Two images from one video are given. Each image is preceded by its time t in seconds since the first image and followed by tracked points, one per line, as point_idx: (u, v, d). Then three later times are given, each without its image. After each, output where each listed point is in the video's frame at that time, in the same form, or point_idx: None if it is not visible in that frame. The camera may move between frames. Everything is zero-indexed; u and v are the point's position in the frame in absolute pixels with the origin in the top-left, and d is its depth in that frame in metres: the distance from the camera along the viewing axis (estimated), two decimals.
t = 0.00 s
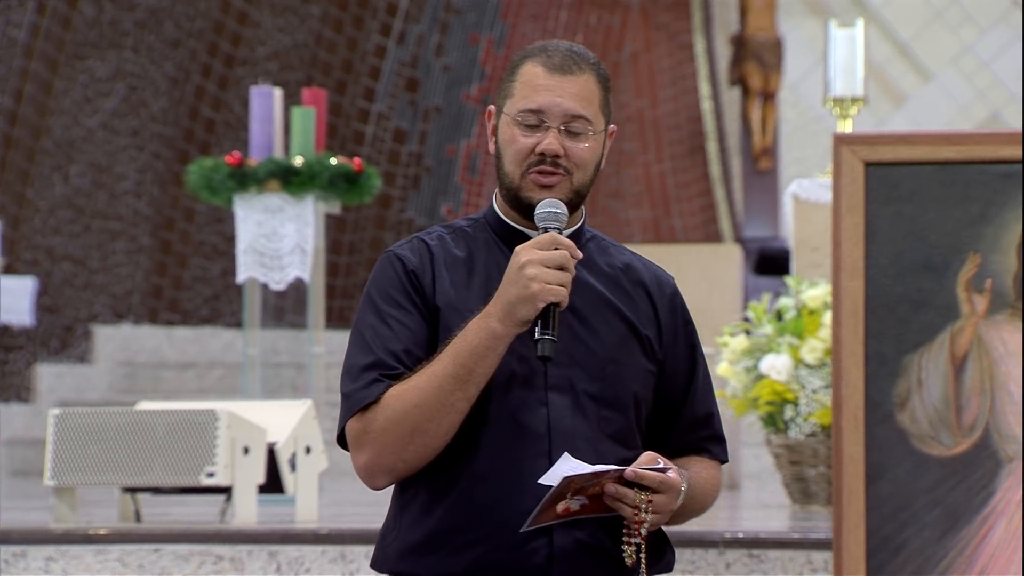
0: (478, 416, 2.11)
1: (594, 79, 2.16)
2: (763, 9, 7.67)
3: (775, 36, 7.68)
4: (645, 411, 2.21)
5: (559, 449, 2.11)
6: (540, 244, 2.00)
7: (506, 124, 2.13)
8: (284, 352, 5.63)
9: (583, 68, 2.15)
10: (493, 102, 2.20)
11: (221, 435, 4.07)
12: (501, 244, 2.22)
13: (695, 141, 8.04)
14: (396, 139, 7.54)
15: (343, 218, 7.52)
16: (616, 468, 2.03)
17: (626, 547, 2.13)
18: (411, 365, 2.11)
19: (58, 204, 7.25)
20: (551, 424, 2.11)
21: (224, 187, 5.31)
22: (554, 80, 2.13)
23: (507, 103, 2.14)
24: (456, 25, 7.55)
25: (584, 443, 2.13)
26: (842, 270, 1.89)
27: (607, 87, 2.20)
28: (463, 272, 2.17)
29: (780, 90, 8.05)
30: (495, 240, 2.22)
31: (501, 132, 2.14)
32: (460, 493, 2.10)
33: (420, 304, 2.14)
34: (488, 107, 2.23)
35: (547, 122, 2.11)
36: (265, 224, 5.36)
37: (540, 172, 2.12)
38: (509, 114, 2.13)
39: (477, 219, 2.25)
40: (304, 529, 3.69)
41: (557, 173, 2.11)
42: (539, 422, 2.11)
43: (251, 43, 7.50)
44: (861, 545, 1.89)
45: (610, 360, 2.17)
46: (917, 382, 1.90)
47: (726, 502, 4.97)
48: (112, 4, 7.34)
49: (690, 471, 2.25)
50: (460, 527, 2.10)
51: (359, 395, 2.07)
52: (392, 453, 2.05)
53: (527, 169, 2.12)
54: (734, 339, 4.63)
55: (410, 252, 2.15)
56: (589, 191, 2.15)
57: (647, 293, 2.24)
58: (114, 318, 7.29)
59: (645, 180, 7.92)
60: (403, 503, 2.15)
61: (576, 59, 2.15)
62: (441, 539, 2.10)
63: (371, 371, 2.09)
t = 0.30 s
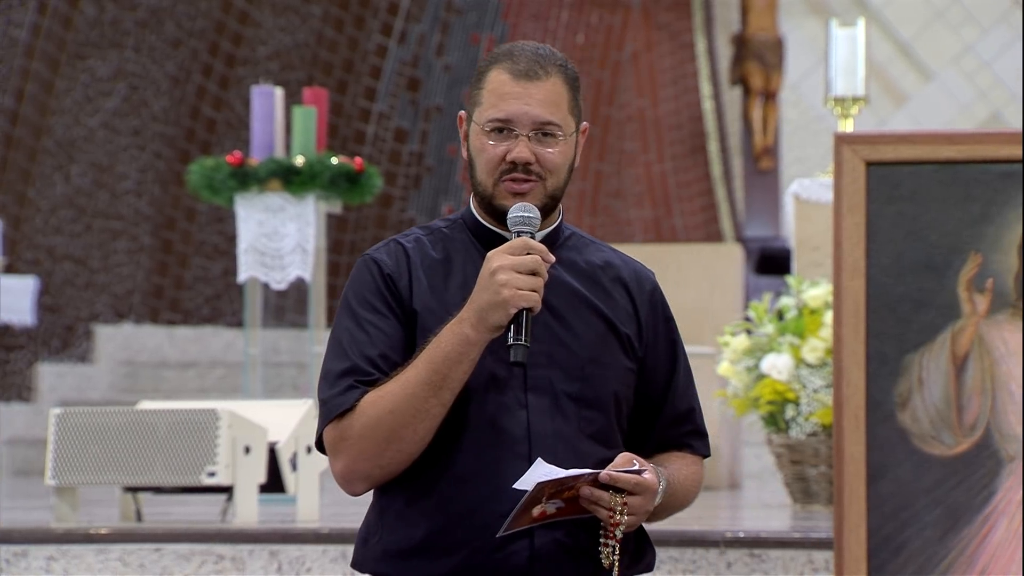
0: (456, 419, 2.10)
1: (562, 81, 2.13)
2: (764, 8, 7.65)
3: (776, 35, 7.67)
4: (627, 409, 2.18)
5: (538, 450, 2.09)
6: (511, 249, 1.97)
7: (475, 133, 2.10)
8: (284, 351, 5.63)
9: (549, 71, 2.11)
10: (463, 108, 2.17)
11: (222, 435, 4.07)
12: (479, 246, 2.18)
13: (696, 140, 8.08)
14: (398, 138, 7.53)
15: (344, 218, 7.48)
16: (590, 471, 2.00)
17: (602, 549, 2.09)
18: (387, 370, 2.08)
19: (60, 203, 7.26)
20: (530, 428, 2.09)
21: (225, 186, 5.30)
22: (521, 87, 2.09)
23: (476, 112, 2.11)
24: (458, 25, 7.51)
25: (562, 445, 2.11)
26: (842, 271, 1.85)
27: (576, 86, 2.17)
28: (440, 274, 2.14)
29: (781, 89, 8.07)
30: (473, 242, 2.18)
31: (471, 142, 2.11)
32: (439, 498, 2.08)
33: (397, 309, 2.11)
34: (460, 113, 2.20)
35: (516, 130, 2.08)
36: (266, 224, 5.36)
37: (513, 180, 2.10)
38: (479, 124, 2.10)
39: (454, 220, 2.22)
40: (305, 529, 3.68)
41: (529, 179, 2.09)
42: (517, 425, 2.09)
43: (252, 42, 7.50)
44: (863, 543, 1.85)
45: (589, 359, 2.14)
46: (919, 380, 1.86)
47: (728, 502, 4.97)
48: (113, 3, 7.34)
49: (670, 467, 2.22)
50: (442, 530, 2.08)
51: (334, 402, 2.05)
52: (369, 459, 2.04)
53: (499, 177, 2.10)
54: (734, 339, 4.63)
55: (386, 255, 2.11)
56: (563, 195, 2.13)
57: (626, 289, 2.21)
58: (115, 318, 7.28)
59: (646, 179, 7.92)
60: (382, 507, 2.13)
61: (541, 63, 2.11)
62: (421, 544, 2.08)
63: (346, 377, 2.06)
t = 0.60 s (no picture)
0: (446, 420, 2.07)
1: (538, 74, 2.09)
2: (764, 8, 7.64)
3: (776, 35, 7.66)
4: (617, 407, 2.16)
5: (528, 451, 2.06)
6: (496, 247, 1.93)
7: (455, 133, 2.06)
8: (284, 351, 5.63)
9: (524, 65, 2.08)
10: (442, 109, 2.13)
11: (222, 434, 4.07)
12: (465, 246, 2.16)
13: (696, 140, 8.07)
14: (398, 138, 7.54)
15: (344, 217, 7.49)
16: (581, 473, 1.96)
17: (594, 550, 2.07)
18: (378, 373, 2.06)
19: (60, 203, 7.25)
20: (520, 428, 2.06)
21: (225, 186, 5.30)
22: (497, 83, 2.06)
23: (454, 112, 2.07)
24: (458, 25, 7.50)
25: (554, 445, 2.08)
26: (842, 271, 1.82)
27: (554, 78, 2.13)
28: (428, 275, 2.12)
29: (780, 90, 8.07)
30: (460, 241, 2.16)
31: (451, 142, 2.07)
32: (430, 500, 2.05)
33: (386, 311, 2.08)
34: (438, 116, 2.16)
35: (496, 126, 2.04)
36: (266, 223, 5.36)
37: (497, 177, 2.05)
38: (458, 123, 2.06)
39: (441, 220, 2.20)
40: (305, 528, 3.68)
41: (513, 174, 2.05)
42: (507, 426, 2.06)
43: (252, 42, 7.51)
44: (863, 544, 1.82)
45: (578, 358, 2.11)
46: (919, 380, 1.83)
47: (729, 501, 4.97)
48: (114, 3, 7.34)
49: (661, 465, 2.20)
50: (433, 531, 2.05)
51: (326, 405, 2.02)
52: (361, 462, 2.01)
53: (483, 174, 2.06)
54: (734, 338, 4.63)
55: (375, 257, 2.09)
56: (549, 189, 2.08)
57: (613, 286, 2.19)
58: (115, 318, 7.28)
59: (646, 179, 7.94)
60: (375, 509, 2.10)
61: (516, 57, 2.07)
62: (415, 546, 2.05)
63: (337, 380, 2.04)
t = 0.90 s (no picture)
0: (442, 420, 2.07)
1: (525, 71, 2.09)
2: (764, 7, 7.63)
3: (776, 35, 7.65)
4: (615, 405, 2.15)
5: (525, 448, 2.06)
6: (488, 245, 1.93)
7: (444, 134, 2.06)
8: (284, 351, 5.64)
9: (510, 62, 2.08)
10: (431, 111, 2.13)
11: (222, 434, 4.07)
12: (460, 246, 2.15)
13: (696, 140, 8.07)
14: (398, 138, 7.54)
15: (344, 217, 7.48)
16: (572, 468, 1.96)
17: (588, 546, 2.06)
18: (374, 374, 2.06)
19: (59, 203, 7.25)
20: (515, 427, 2.06)
21: (225, 186, 5.30)
22: (485, 82, 2.05)
23: (442, 113, 2.07)
24: (458, 24, 7.49)
25: (551, 443, 2.08)
26: (841, 270, 1.73)
27: (541, 75, 2.13)
28: (423, 276, 2.12)
29: (780, 89, 8.07)
30: (455, 241, 2.16)
31: (441, 142, 2.07)
32: (427, 500, 2.05)
33: (381, 312, 2.08)
34: (427, 116, 2.16)
35: (484, 125, 2.04)
36: (266, 223, 5.36)
37: (488, 175, 2.05)
38: (446, 124, 2.06)
39: (436, 221, 2.20)
40: (305, 528, 3.68)
41: (503, 172, 2.05)
42: (503, 424, 2.06)
43: (252, 42, 7.51)
44: (864, 543, 1.72)
45: (574, 356, 2.11)
46: (919, 380, 1.74)
47: (730, 501, 4.97)
48: (114, 3, 7.34)
49: (661, 460, 2.20)
50: (431, 531, 2.05)
51: (322, 407, 2.02)
52: (359, 463, 2.01)
53: (474, 173, 2.05)
54: (734, 338, 4.63)
55: (369, 260, 2.09)
56: (540, 186, 2.08)
57: (610, 283, 2.19)
58: (115, 318, 7.28)
59: (646, 178, 7.94)
60: (374, 511, 2.11)
61: (501, 56, 2.07)
62: (413, 546, 2.05)
63: (333, 383, 2.04)
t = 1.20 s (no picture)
0: (442, 419, 2.07)
1: (522, 71, 2.09)
2: (764, 7, 7.63)
3: (776, 34, 7.64)
4: (616, 403, 2.15)
5: (525, 447, 2.06)
6: (487, 243, 1.93)
7: (443, 133, 2.06)
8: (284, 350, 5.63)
9: (507, 62, 2.08)
10: (430, 112, 2.12)
11: (222, 434, 4.08)
12: (461, 246, 2.15)
13: (695, 140, 8.07)
14: (398, 137, 7.54)
15: (344, 217, 7.48)
16: (572, 467, 1.97)
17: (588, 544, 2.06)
18: (375, 374, 2.06)
19: (59, 203, 7.25)
20: (517, 425, 2.06)
21: (225, 186, 5.30)
22: (483, 82, 2.05)
23: (441, 113, 2.07)
24: (458, 24, 7.50)
25: (552, 442, 2.08)
26: (841, 270, 1.73)
27: (539, 75, 2.13)
28: (424, 276, 2.11)
29: (780, 89, 8.07)
30: (455, 241, 2.16)
31: (440, 143, 2.07)
32: (428, 499, 2.05)
33: (381, 312, 2.08)
34: (427, 117, 2.16)
35: (482, 124, 2.04)
36: (266, 223, 5.36)
37: (488, 175, 2.05)
38: (445, 124, 2.06)
39: (437, 221, 2.20)
40: (305, 528, 3.68)
41: (502, 172, 2.05)
42: (504, 423, 2.06)
43: (252, 41, 7.51)
44: (863, 544, 1.72)
45: (575, 354, 2.11)
46: (919, 379, 1.74)
47: (730, 501, 4.96)
48: (114, 3, 7.34)
49: (663, 459, 2.20)
50: (432, 530, 2.05)
51: (323, 408, 2.02)
52: (360, 463, 2.01)
53: (473, 173, 2.05)
54: (734, 338, 4.63)
55: (370, 260, 2.09)
56: (540, 184, 2.08)
57: (611, 282, 2.19)
58: (115, 318, 7.28)
59: (646, 178, 7.93)
60: (376, 511, 2.11)
61: (498, 55, 2.07)
62: (414, 546, 2.05)
63: (334, 383, 2.04)
